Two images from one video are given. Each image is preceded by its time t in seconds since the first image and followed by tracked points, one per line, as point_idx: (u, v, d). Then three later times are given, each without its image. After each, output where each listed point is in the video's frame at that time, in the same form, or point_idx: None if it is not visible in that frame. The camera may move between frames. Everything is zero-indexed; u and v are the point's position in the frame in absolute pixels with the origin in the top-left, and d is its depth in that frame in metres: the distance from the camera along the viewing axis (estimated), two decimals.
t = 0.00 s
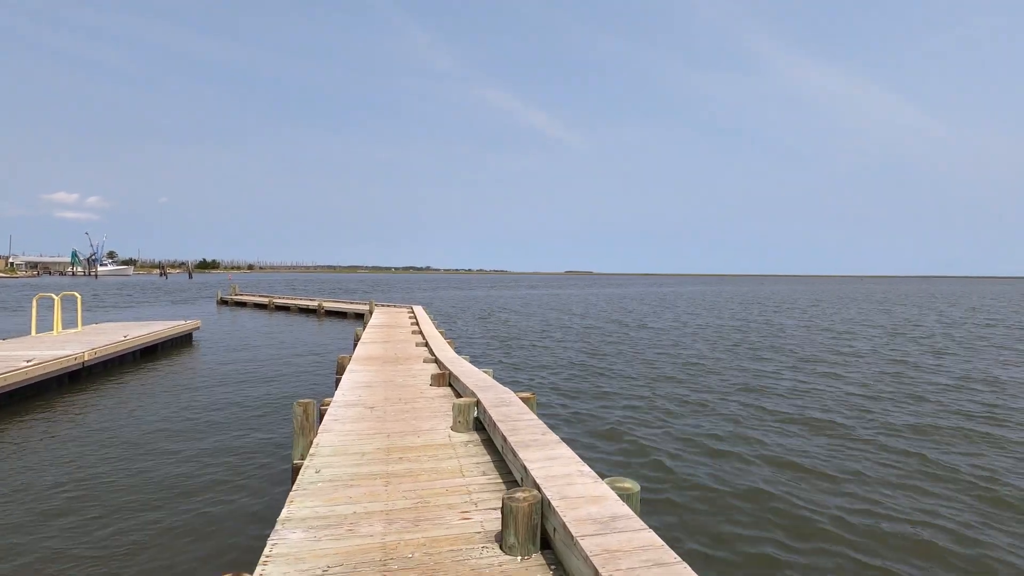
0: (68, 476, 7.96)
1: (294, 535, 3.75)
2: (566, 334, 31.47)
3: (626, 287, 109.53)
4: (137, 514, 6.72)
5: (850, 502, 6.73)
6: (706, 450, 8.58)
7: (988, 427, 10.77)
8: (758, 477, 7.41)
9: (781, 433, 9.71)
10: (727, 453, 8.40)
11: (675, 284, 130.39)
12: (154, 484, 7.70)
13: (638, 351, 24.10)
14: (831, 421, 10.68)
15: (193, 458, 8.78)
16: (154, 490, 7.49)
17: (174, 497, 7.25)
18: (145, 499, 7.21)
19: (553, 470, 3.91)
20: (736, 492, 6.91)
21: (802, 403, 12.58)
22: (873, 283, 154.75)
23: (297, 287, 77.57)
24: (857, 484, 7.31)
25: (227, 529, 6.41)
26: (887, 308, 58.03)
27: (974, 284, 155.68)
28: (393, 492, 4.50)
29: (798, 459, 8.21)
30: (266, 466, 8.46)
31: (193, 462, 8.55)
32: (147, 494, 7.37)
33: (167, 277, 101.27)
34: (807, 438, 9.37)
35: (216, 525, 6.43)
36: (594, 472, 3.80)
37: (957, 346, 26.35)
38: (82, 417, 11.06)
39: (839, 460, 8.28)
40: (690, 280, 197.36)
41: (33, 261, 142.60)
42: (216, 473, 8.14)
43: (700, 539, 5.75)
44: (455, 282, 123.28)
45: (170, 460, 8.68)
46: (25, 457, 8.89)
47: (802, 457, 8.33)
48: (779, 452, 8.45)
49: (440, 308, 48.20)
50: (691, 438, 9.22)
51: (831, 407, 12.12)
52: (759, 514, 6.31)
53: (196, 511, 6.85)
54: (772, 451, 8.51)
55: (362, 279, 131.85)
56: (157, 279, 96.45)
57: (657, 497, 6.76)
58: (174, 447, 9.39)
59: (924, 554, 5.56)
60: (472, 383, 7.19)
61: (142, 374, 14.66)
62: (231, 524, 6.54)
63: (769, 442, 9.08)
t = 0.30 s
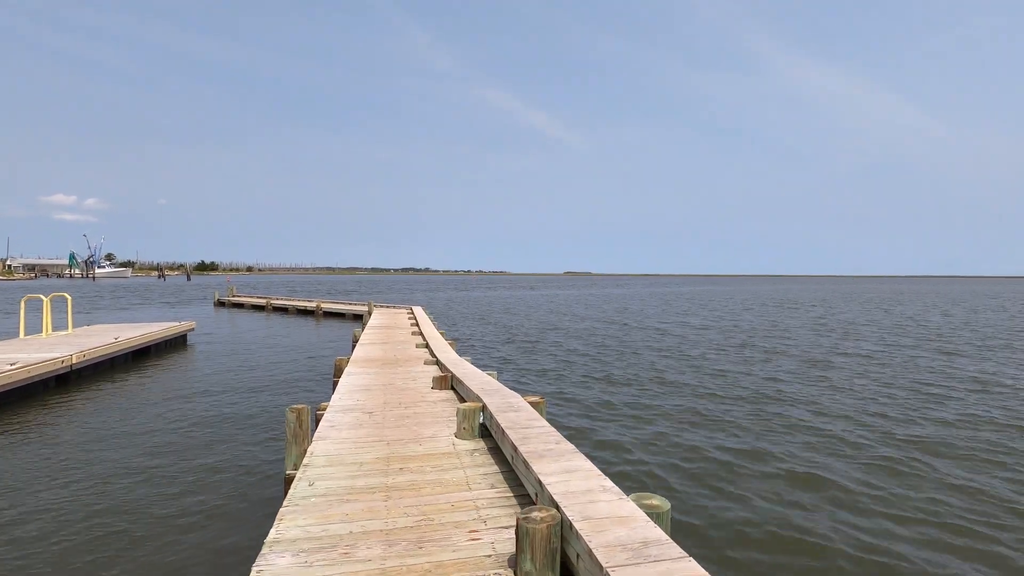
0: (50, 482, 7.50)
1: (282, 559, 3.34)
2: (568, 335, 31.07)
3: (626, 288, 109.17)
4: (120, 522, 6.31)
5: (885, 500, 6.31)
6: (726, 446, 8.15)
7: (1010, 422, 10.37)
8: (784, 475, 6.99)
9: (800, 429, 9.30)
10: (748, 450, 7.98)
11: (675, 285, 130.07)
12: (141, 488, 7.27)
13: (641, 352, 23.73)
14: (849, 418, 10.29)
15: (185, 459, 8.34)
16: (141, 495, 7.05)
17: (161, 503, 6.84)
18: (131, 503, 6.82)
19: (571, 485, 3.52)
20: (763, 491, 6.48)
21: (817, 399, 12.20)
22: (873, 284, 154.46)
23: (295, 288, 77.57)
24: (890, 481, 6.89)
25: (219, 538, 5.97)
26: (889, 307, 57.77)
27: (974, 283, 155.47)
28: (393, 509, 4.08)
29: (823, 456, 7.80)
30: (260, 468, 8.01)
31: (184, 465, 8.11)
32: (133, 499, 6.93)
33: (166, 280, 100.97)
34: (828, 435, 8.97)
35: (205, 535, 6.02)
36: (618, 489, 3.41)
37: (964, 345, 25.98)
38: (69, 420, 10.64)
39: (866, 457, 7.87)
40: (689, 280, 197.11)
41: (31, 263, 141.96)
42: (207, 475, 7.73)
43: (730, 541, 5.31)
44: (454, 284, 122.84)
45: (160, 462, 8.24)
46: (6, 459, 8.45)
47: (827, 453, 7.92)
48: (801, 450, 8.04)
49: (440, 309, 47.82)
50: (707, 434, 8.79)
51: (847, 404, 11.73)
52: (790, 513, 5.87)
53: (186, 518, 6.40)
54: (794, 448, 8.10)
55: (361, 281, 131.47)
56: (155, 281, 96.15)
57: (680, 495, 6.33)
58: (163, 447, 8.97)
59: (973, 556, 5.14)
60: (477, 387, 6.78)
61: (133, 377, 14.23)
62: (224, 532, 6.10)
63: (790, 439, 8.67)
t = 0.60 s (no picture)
0: (30, 492, 7.05)
1: None
2: (571, 335, 30.63)
3: (627, 288, 108.70)
4: (104, 533, 5.91)
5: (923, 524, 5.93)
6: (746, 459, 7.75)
7: None
8: (814, 497, 6.58)
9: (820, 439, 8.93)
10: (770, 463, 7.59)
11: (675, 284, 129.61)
12: (130, 496, 6.88)
13: (647, 352, 23.33)
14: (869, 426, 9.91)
15: (175, 466, 7.90)
16: (128, 504, 6.66)
17: (149, 512, 6.44)
18: (117, 512, 6.42)
19: (600, 511, 3.13)
20: (789, 513, 6.12)
21: (831, 406, 11.84)
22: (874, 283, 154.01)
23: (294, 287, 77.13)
24: (925, 502, 6.51)
25: (211, 553, 5.52)
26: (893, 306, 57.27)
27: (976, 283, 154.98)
28: (398, 534, 3.68)
29: (850, 475, 7.42)
30: (256, 474, 7.61)
31: (174, 471, 7.68)
32: (120, 508, 6.54)
33: (164, 280, 100.42)
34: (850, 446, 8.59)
35: (194, 547, 5.62)
36: (654, 517, 3.02)
37: (975, 346, 25.52)
38: (57, 425, 10.22)
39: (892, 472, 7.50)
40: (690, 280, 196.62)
41: (29, 263, 141.32)
42: (199, 481, 7.33)
43: None
44: (454, 283, 122.55)
45: (149, 470, 7.80)
46: None
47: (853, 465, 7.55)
48: (826, 463, 7.65)
49: (440, 309, 47.34)
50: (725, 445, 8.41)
51: (864, 409, 11.36)
52: (827, 545, 5.47)
53: (175, 530, 5.97)
54: (818, 461, 7.71)
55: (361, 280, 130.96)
56: (154, 281, 95.59)
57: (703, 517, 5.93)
58: (154, 454, 8.56)
59: None
60: (484, 394, 6.37)
61: (126, 379, 13.81)
62: (215, 547, 5.66)
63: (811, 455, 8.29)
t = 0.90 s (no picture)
0: (11, 500, 6.64)
1: None
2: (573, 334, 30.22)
3: (627, 287, 108.14)
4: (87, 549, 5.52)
5: (962, 554, 5.56)
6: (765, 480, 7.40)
7: None
8: (841, 521, 6.22)
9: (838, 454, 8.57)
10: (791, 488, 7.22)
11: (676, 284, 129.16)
12: (117, 506, 6.49)
13: (651, 352, 22.94)
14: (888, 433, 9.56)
15: (166, 472, 7.50)
16: (116, 514, 6.28)
17: (136, 525, 6.05)
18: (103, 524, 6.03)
19: (633, 535, 2.75)
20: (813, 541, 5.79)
21: (847, 412, 11.47)
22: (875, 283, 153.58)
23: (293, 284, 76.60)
24: (958, 527, 6.14)
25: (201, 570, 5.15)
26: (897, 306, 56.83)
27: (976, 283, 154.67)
28: (402, 556, 3.27)
29: (876, 492, 7.04)
30: (251, 483, 7.23)
31: (165, 479, 7.28)
32: (106, 519, 6.16)
33: (163, 277, 99.91)
34: (874, 462, 8.21)
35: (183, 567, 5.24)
36: (698, 542, 2.63)
37: (984, 347, 25.14)
38: (44, 427, 9.81)
39: (921, 490, 7.13)
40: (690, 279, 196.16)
41: (27, 260, 140.72)
42: (191, 491, 6.94)
43: None
44: (453, 282, 122.12)
45: (138, 475, 7.40)
46: None
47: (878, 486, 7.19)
48: (853, 486, 7.26)
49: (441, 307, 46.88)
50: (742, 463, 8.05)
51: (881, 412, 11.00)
52: None
53: (163, 546, 5.59)
54: (844, 482, 7.32)
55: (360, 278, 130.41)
56: (152, 278, 95.01)
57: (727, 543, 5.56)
58: (144, 458, 8.16)
59: None
60: (492, 398, 5.97)
61: (119, 380, 13.39)
62: (206, 564, 5.29)
63: (832, 467, 7.92)
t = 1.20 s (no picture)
0: None
1: None
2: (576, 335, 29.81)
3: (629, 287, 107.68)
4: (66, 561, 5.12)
5: (1005, 551, 5.19)
6: (792, 474, 6.96)
7: None
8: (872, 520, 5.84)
9: (865, 449, 8.16)
10: (821, 482, 6.79)
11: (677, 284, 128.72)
12: (103, 513, 6.11)
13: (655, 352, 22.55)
14: (912, 431, 9.15)
15: (155, 479, 7.12)
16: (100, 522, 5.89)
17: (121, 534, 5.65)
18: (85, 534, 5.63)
19: None
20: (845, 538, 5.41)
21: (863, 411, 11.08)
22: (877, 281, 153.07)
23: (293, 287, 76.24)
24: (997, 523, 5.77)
25: None
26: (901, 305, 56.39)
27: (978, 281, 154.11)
28: None
29: (906, 490, 6.66)
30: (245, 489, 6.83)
31: (154, 486, 6.89)
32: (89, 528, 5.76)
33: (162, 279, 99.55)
34: (899, 459, 7.81)
35: None
36: None
37: (994, 346, 24.73)
38: (31, 433, 9.43)
39: (953, 487, 6.74)
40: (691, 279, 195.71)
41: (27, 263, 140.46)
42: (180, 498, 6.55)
43: None
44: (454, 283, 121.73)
45: (126, 483, 7.02)
46: None
47: (908, 483, 6.79)
48: (879, 483, 6.87)
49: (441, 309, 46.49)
50: (765, 456, 7.61)
51: (901, 412, 10.62)
52: None
53: (147, 557, 5.19)
54: (870, 479, 6.94)
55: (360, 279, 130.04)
56: (151, 280, 94.71)
57: (758, 550, 5.14)
58: (133, 465, 7.76)
59: None
60: (499, 407, 5.58)
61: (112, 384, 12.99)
62: None
63: (856, 464, 7.53)
